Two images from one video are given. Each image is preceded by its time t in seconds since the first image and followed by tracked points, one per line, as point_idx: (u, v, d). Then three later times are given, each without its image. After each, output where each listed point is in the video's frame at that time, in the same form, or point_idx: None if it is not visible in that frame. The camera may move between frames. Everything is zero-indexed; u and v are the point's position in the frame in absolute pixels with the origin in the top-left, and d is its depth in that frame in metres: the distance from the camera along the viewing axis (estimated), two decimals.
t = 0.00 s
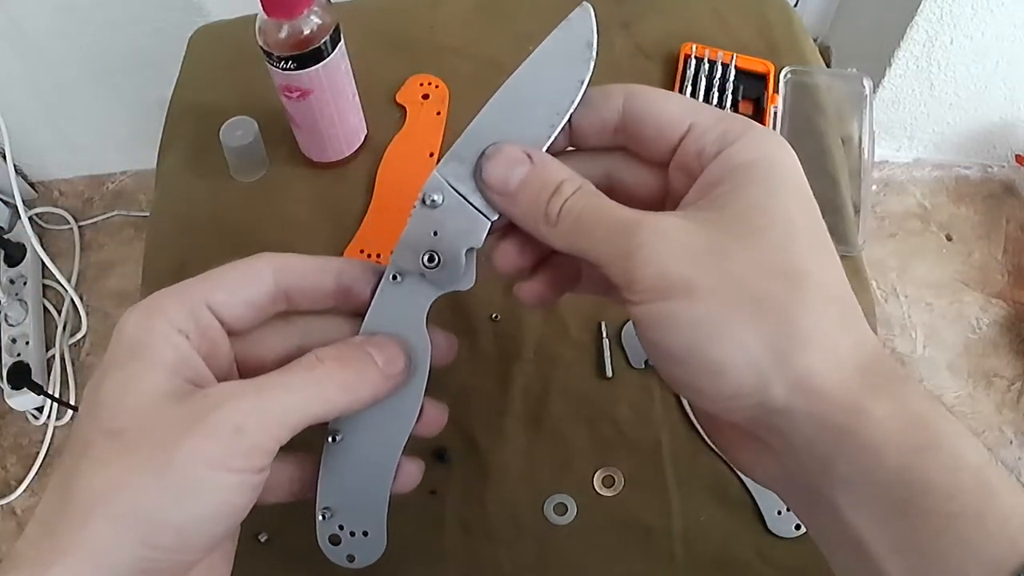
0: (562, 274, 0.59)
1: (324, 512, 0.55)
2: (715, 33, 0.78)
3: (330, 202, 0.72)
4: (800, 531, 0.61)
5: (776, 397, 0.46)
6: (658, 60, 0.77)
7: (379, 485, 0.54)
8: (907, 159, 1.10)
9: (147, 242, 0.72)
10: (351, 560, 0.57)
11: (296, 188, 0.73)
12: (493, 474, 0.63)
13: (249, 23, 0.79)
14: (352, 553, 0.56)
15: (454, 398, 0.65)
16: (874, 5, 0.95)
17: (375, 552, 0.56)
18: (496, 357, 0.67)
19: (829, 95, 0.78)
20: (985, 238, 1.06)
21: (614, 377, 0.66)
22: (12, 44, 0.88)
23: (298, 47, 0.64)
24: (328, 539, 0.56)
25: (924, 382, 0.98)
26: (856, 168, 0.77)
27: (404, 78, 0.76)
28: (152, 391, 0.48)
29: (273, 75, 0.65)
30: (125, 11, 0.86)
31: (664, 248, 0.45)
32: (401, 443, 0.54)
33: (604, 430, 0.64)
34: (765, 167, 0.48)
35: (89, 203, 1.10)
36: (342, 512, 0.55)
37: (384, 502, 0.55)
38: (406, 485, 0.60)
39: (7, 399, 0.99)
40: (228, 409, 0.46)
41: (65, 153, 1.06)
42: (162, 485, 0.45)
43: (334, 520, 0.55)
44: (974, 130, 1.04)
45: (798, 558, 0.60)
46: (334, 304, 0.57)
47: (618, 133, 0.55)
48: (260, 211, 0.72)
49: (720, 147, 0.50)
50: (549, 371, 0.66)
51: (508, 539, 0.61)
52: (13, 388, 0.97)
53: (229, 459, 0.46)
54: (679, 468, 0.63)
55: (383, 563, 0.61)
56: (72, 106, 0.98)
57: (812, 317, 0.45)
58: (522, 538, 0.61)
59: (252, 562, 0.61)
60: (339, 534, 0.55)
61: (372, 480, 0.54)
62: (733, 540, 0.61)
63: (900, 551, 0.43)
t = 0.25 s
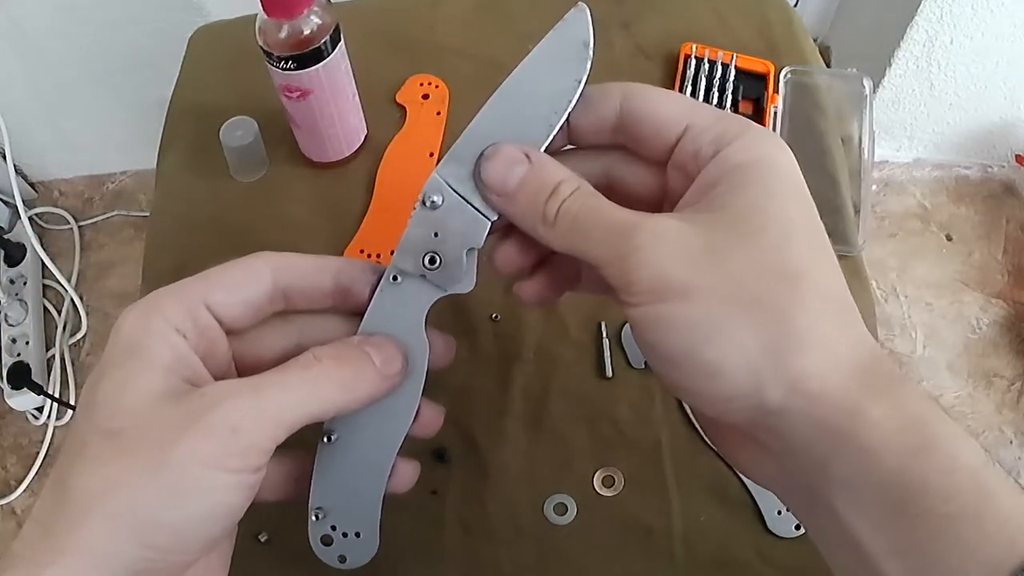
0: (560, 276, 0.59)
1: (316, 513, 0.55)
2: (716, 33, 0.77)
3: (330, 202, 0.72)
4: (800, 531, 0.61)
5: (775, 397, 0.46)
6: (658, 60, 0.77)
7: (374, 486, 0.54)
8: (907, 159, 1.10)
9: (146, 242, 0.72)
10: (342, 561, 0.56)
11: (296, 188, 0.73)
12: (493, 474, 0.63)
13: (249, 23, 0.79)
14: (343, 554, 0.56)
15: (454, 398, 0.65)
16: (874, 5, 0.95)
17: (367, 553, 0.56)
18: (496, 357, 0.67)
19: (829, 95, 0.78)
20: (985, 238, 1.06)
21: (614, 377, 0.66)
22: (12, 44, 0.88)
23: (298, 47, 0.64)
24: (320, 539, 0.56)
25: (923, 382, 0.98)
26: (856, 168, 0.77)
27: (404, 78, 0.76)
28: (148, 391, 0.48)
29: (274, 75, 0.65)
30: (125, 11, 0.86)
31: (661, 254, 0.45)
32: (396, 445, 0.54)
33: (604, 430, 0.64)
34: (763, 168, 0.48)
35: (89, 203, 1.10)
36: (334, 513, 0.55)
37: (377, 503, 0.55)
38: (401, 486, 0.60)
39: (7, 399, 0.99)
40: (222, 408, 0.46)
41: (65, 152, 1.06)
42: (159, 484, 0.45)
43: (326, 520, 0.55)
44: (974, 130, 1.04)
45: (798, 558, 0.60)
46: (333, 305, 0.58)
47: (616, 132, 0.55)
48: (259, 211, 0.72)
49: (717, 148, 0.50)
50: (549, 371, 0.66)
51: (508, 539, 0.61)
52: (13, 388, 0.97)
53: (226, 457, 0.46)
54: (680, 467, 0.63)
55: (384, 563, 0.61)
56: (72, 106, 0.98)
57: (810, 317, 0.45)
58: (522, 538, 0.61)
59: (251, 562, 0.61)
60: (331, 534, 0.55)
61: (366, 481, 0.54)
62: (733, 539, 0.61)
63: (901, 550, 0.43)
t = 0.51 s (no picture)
0: (560, 281, 0.59)
1: (305, 513, 0.54)
2: (716, 33, 0.77)
3: (330, 201, 0.72)
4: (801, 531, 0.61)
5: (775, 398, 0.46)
6: (658, 60, 0.77)
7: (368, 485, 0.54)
8: (907, 159, 1.10)
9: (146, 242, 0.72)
10: (330, 564, 0.56)
11: (296, 188, 0.73)
12: (493, 474, 0.63)
13: (249, 22, 0.79)
14: (331, 558, 0.56)
15: (454, 398, 0.65)
16: (874, 5, 0.95)
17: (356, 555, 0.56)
18: (496, 357, 0.67)
19: (829, 95, 0.78)
20: (985, 238, 1.06)
21: (614, 378, 0.66)
22: (12, 44, 0.88)
23: (298, 47, 0.64)
24: (309, 540, 0.55)
25: (923, 382, 0.98)
26: (856, 168, 0.77)
27: (404, 78, 0.76)
28: (143, 390, 0.48)
29: (274, 75, 0.65)
30: (125, 11, 0.86)
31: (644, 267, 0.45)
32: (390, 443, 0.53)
33: (604, 430, 0.64)
34: (753, 172, 0.47)
35: (89, 203, 1.10)
36: (324, 514, 0.54)
37: (368, 504, 0.54)
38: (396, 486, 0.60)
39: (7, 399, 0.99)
40: (215, 404, 0.46)
41: (65, 152, 1.06)
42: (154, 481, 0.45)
43: (315, 521, 0.54)
44: (974, 130, 1.04)
45: (798, 557, 0.60)
46: (335, 302, 0.58)
47: (610, 131, 0.54)
48: (259, 210, 0.72)
49: (705, 152, 0.49)
50: (549, 371, 0.66)
51: (508, 539, 0.61)
52: (13, 388, 0.97)
53: (220, 454, 0.46)
54: (680, 467, 0.63)
55: (384, 562, 0.61)
56: (72, 106, 0.98)
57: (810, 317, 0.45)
58: (521, 538, 0.61)
59: (251, 562, 0.61)
60: (320, 536, 0.55)
61: (360, 481, 0.54)
62: (733, 539, 0.61)
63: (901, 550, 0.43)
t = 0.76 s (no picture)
0: (553, 292, 0.60)
1: (308, 515, 0.54)
2: (716, 33, 0.77)
3: (330, 202, 0.72)
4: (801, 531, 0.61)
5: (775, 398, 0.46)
6: (658, 60, 0.77)
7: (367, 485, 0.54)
8: (907, 159, 1.10)
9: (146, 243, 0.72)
10: (333, 563, 0.56)
11: (296, 188, 0.73)
12: (493, 474, 0.63)
13: (249, 22, 0.79)
14: (334, 557, 0.56)
15: (454, 398, 0.65)
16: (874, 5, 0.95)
17: (357, 556, 0.56)
18: (495, 357, 0.67)
19: (829, 95, 0.78)
20: (985, 238, 1.06)
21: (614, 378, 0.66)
22: (12, 44, 0.88)
23: (299, 47, 0.64)
24: (312, 541, 0.55)
25: (923, 382, 0.98)
26: (856, 168, 0.77)
27: (404, 78, 0.76)
28: (143, 391, 0.48)
29: (274, 75, 0.65)
30: (125, 11, 0.86)
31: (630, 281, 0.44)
32: (392, 440, 0.53)
33: (604, 430, 0.64)
34: (743, 175, 0.47)
35: (89, 203, 1.10)
36: (326, 515, 0.54)
37: (371, 505, 0.54)
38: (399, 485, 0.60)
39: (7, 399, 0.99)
40: (214, 405, 0.46)
41: (65, 152, 1.06)
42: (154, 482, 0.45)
43: (318, 523, 0.55)
44: (973, 130, 1.04)
45: (799, 557, 0.60)
46: (335, 301, 0.58)
47: (607, 128, 0.54)
48: (259, 210, 0.72)
49: (697, 155, 0.49)
50: (549, 371, 0.66)
51: (508, 539, 0.61)
52: (13, 388, 0.97)
53: (219, 455, 0.46)
54: (680, 467, 0.63)
55: (384, 562, 0.61)
56: (72, 106, 0.98)
57: (809, 317, 0.45)
58: (522, 538, 0.61)
59: (252, 562, 0.61)
60: (323, 536, 0.55)
61: (359, 483, 0.54)
62: (733, 539, 0.61)
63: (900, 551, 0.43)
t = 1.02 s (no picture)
0: (544, 306, 0.59)
1: (303, 517, 0.55)
2: (716, 33, 0.77)
3: (330, 201, 0.72)
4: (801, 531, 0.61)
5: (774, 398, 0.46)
6: (658, 60, 0.77)
7: (365, 483, 0.54)
8: (907, 159, 1.10)
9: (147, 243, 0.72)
10: (327, 565, 0.56)
11: (295, 188, 0.73)
12: (493, 474, 0.63)
13: (249, 22, 0.79)
14: (328, 559, 0.56)
15: (454, 398, 0.65)
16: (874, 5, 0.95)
17: (354, 556, 0.56)
18: (495, 357, 0.67)
19: (829, 95, 0.78)
20: (985, 238, 1.06)
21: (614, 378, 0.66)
22: (12, 44, 0.88)
23: (299, 47, 0.64)
24: (306, 543, 0.56)
25: (924, 382, 0.98)
26: (856, 168, 0.77)
27: (404, 78, 0.76)
28: (141, 390, 0.48)
29: (274, 75, 0.65)
30: (125, 11, 0.86)
31: (610, 303, 0.44)
32: (394, 437, 0.53)
33: (604, 431, 0.64)
34: (721, 182, 0.46)
35: (89, 203, 1.10)
36: (321, 518, 0.55)
37: (367, 509, 0.55)
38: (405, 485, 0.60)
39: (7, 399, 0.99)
40: (210, 402, 0.46)
41: (65, 152, 1.06)
42: (149, 479, 0.45)
43: (312, 525, 0.55)
44: (973, 130, 1.04)
45: (799, 557, 0.60)
46: (338, 300, 0.57)
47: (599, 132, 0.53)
48: (259, 211, 0.72)
49: (674, 161, 0.48)
50: (549, 371, 0.66)
51: (508, 540, 0.61)
52: (13, 388, 0.97)
53: (215, 452, 0.46)
54: (680, 467, 0.63)
55: (383, 562, 0.61)
56: (72, 106, 0.98)
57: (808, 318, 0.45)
58: (522, 539, 0.61)
59: (252, 562, 0.61)
60: (317, 538, 0.55)
61: (356, 487, 0.54)
62: (733, 540, 0.61)
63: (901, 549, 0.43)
